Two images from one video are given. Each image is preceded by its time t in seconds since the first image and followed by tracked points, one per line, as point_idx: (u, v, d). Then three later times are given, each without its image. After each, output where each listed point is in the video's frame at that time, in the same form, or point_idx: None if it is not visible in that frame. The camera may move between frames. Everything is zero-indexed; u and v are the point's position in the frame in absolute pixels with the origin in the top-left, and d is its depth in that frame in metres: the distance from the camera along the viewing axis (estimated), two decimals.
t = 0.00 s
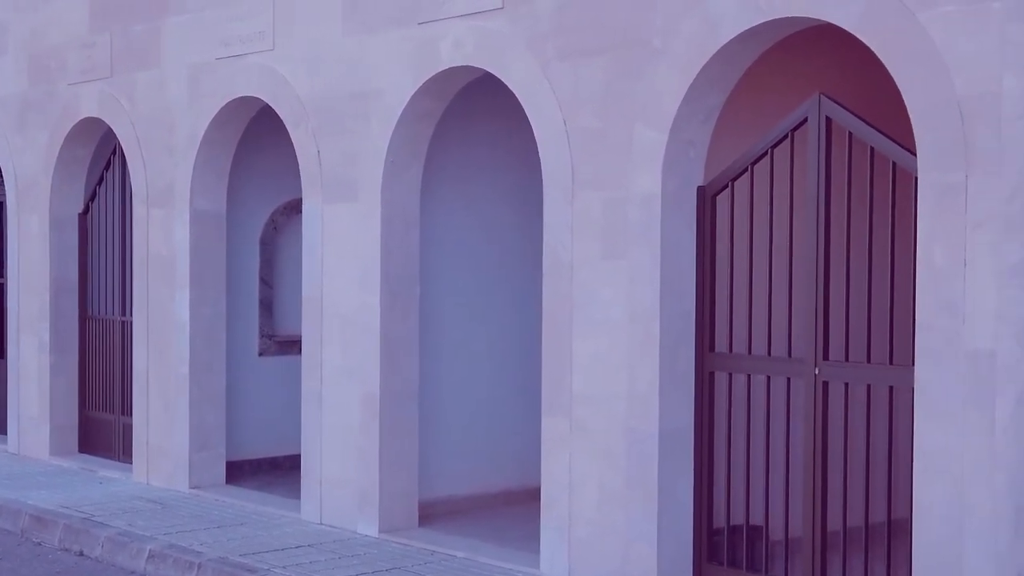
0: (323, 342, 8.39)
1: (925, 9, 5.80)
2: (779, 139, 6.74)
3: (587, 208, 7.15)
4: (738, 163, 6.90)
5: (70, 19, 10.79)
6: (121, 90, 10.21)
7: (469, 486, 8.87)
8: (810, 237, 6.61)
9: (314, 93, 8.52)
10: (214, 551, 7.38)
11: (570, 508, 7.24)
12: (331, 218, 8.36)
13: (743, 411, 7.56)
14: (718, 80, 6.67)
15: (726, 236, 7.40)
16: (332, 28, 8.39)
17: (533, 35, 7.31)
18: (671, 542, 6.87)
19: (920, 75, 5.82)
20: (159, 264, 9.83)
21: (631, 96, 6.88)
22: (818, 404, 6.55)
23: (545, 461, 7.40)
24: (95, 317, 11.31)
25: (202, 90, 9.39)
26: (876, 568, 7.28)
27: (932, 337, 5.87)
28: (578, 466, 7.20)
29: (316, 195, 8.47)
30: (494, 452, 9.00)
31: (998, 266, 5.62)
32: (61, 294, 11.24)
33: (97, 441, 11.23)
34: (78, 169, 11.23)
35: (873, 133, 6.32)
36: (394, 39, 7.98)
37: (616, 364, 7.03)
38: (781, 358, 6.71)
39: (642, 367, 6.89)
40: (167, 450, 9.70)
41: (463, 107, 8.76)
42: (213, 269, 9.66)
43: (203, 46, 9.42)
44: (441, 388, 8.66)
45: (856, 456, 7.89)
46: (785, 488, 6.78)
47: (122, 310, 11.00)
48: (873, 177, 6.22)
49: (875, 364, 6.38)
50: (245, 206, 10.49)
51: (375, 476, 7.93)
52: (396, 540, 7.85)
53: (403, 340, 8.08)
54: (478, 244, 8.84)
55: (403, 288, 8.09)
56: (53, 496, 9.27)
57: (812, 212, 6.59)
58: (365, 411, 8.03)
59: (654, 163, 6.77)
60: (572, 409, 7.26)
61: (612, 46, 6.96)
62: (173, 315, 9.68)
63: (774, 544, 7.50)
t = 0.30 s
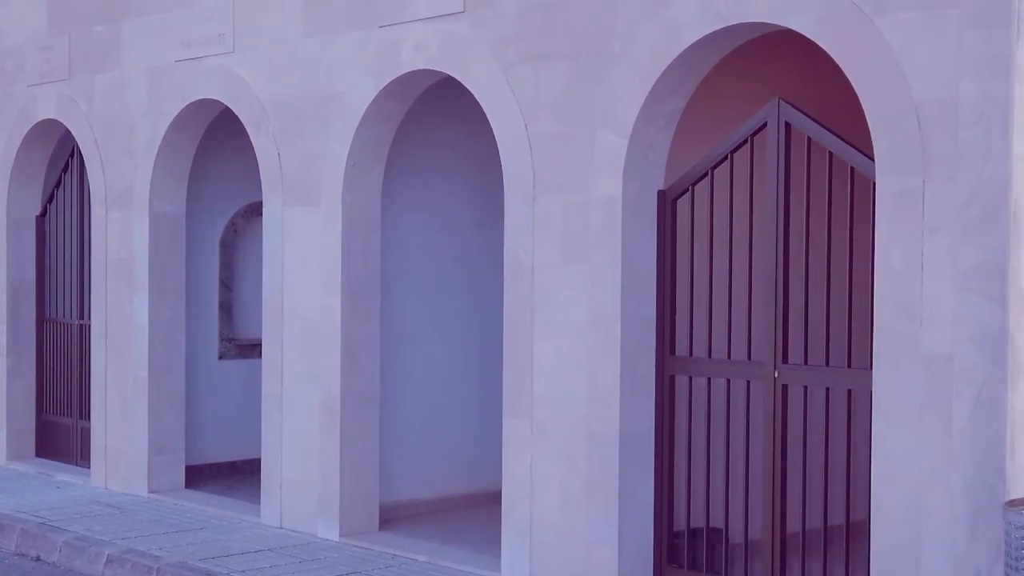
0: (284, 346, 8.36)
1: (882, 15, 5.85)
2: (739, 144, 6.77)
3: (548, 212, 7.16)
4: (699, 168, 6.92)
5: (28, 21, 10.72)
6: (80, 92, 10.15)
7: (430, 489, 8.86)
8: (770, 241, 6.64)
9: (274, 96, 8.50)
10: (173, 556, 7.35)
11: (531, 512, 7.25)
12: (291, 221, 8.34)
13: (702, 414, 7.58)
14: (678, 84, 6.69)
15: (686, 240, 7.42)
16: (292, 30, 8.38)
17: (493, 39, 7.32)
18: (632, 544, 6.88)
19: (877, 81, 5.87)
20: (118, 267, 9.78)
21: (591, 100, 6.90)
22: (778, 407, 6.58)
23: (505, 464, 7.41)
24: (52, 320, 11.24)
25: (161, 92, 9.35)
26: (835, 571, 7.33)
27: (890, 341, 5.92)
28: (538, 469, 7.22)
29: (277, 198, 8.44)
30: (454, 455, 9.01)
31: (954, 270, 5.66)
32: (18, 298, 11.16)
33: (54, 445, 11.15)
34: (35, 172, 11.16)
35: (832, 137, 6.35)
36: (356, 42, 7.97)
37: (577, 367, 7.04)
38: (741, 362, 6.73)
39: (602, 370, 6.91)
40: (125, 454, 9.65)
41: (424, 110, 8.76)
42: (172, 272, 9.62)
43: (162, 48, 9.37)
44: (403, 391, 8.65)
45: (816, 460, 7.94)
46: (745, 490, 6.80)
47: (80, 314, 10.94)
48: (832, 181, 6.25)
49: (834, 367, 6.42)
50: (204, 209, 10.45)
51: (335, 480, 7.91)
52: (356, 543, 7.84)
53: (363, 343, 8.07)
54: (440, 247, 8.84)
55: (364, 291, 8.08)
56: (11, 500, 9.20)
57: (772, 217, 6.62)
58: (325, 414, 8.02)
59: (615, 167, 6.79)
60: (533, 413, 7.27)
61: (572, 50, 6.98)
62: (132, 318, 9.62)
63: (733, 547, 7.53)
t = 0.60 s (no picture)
0: (246, 348, 8.34)
1: (841, 19, 5.89)
2: (701, 146, 6.78)
3: (511, 214, 7.17)
4: (660, 170, 6.94)
5: None
6: (38, 93, 10.08)
7: (391, 492, 8.86)
8: (731, 244, 6.67)
9: (236, 97, 8.47)
10: (133, 559, 7.31)
11: (492, 514, 7.26)
12: (253, 223, 8.31)
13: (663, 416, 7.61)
14: (639, 87, 6.71)
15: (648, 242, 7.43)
16: (253, 31, 8.35)
17: (455, 41, 7.32)
18: (593, 546, 6.90)
19: (836, 84, 5.91)
20: (77, 268, 9.71)
21: (552, 102, 6.92)
22: (739, 409, 6.60)
23: (467, 466, 7.41)
24: (10, 322, 11.17)
25: (121, 93, 9.31)
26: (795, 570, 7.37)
27: (849, 344, 5.96)
28: (500, 471, 7.23)
29: (239, 200, 8.42)
30: (416, 456, 9.01)
31: (913, 272, 5.71)
32: None
33: (13, 448, 11.08)
34: None
35: (793, 141, 6.39)
36: (317, 44, 7.95)
37: (538, 369, 7.06)
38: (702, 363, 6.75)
39: (564, 372, 6.93)
40: (84, 456, 9.59)
41: (387, 112, 8.80)
42: (131, 274, 9.57)
43: (122, 48, 9.32)
44: (366, 393, 8.64)
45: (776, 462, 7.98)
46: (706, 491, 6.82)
47: (38, 315, 10.86)
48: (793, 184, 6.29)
49: (795, 369, 6.46)
50: (164, 210, 10.40)
51: (297, 482, 7.89)
52: (317, 546, 7.82)
53: (325, 344, 8.05)
54: (402, 249, 8.83)
55: (326, 293, 8.07)
56: None
57: (733, 220, 6.65)
58: (287, 417, 7.99)
59: (577, 170, 6.81)
60: (495, 415, 7.28)
61: (533, 53, 6.99)
62: (91, 320, 9.57)
63: (693, 548, 7.55)
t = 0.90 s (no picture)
0: (208, 349, 8.31)
1: (802, 22, 5.92)
2: (663, 149, 6.79)
3: (473, 215, 7.17)
4: (623, 172, 6.95)
5: None
6: None
7: (353, 493, 8.85)
8: (693, 245, 6.68)
9: (198, 97, 8.44)
10: (93, 562, 7.27)
11: (455, 515, 7.26)
12: (215, 224, 8.29)
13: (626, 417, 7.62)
14: (602, 89, 6.73)
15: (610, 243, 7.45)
16: (216, 31, 8.32)
17: (418, 43, 7.32)
18: (555, 547, 6.91)
19: (796, 88, 5.95)
20: (37, 268, 9.64)
21: (515, 104, 6.93)
22: (700, 410, 6.62)
23: (430, 468, 7.41)
24: None
25: (82, 92, 9.26)
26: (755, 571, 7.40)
27: (810, 346, 5.99)
28: (461, 473, 7.24)
29: (200, 200, 8.41)
30: (378, 457, 8.99)
31: (872, 275, 5.75)
32: None
33: None
34: None
35: (754, 144, 6.41)
36: (280, 43, 7.93)
37: (501, 369, 7.07)
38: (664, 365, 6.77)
39: (526, 374, 6.93)
40: (43, 458, 9.52)
41: (351, 112, 8.77)
42: (91, 274, 9.51)
43: (82, 48, 9.27)
44: (328, 393, 8.62)
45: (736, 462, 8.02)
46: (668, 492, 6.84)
47: None
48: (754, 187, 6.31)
49: (756, 370, 6.48)
50: (125, 210, 10.34)
51: (259, 484, 7.87)
52: (279, 547, 7.80)
53: (287, 345, 8.04)
54: (365, 249, 8.82)
55: (289, 293, 8.05)
56: None
57: (694, 221, 6.67)
58: (249, 418, 7.97)
59: (540, 172, 6.82)
60: (457, 417, 7.28)
61: (496, 54, 7.00)
62: (51, 321, 9.50)
63: (656, 549, 7.56)
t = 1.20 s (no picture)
0: (170, 351, 8.28)
1: (763, 25, 5.95)
2: (626, 151, 6.80)
3: (437, 217, 7.17)
4: (586, 174, 6.96)
5: None
6: None
7: (317, 496, 8.81)
8: (656, 247, 6.70)
9: (159, 98, 8.41)
10: (53, 566, 7.22)
11: (418, 517, 7.26)
12: (178, 225, 8.25)
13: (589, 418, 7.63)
14: (566, 92, 6.74)
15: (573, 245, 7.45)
16: (178, 32, 8.29)
17: (381, 44, 7.32)
18: (519, 549, 6.91)
19: (757, 90, 5.98)
20: None
21: (479, 106, 6.93)
22: (663, 411, 6.64)
23: (394, 470, 7.40)
24: None
25: (44, 93, 9.24)
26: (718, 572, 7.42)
27: (772, 347, 6.02)
28: (424, 475, 7.24)
29: (162, 201, 8.37)
30: (340, 459, 8.97)
31: (832, 277, 5.79)
32: None
33: None
34: None
35: (717, 145, 6.44)
36: (243, 44, 7.91)
37: (464, 371, 7.07)
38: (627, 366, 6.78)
39: (490, 376, 6.94)
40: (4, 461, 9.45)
41: (314, 114, 8.75)
42: (52, 276, 9.45)
43: (44, 48, 9.24)
44: (291, 396, 8.59)
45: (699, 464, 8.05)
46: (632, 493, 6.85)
47: None
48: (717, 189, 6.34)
49: (718, 371, 6.51)
50: (86, 212, 10.28)
51: (221, 486, 7.84)
52: (242, 550, 7.77)
53: (249, 347, 8.01)
54: (329, 251, 8.80)
55: (251, 295, 8.03)
56: None
57: (657, 223, 6.68)
58: (211, 421, 7.94)
59: (503, 173, 6.83)
60: (421, 419, 7.28)
61: (459, 56, 7.01)
62: (11, 323, 9.44)
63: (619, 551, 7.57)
